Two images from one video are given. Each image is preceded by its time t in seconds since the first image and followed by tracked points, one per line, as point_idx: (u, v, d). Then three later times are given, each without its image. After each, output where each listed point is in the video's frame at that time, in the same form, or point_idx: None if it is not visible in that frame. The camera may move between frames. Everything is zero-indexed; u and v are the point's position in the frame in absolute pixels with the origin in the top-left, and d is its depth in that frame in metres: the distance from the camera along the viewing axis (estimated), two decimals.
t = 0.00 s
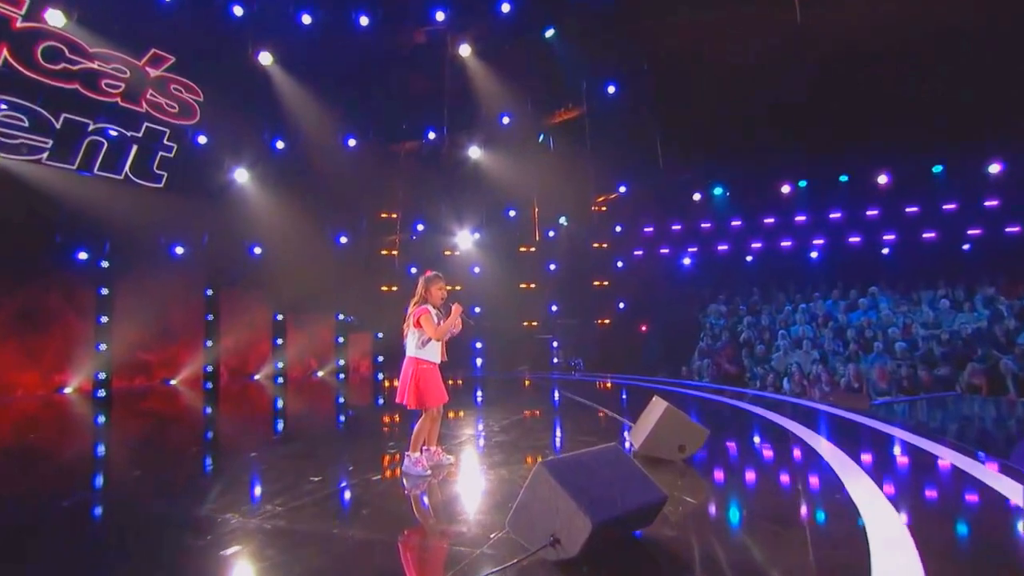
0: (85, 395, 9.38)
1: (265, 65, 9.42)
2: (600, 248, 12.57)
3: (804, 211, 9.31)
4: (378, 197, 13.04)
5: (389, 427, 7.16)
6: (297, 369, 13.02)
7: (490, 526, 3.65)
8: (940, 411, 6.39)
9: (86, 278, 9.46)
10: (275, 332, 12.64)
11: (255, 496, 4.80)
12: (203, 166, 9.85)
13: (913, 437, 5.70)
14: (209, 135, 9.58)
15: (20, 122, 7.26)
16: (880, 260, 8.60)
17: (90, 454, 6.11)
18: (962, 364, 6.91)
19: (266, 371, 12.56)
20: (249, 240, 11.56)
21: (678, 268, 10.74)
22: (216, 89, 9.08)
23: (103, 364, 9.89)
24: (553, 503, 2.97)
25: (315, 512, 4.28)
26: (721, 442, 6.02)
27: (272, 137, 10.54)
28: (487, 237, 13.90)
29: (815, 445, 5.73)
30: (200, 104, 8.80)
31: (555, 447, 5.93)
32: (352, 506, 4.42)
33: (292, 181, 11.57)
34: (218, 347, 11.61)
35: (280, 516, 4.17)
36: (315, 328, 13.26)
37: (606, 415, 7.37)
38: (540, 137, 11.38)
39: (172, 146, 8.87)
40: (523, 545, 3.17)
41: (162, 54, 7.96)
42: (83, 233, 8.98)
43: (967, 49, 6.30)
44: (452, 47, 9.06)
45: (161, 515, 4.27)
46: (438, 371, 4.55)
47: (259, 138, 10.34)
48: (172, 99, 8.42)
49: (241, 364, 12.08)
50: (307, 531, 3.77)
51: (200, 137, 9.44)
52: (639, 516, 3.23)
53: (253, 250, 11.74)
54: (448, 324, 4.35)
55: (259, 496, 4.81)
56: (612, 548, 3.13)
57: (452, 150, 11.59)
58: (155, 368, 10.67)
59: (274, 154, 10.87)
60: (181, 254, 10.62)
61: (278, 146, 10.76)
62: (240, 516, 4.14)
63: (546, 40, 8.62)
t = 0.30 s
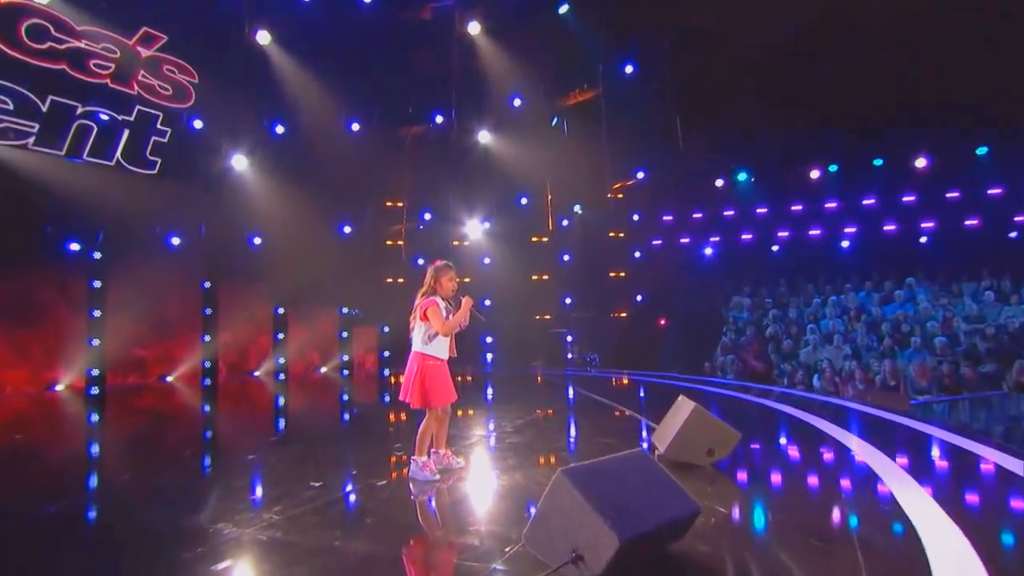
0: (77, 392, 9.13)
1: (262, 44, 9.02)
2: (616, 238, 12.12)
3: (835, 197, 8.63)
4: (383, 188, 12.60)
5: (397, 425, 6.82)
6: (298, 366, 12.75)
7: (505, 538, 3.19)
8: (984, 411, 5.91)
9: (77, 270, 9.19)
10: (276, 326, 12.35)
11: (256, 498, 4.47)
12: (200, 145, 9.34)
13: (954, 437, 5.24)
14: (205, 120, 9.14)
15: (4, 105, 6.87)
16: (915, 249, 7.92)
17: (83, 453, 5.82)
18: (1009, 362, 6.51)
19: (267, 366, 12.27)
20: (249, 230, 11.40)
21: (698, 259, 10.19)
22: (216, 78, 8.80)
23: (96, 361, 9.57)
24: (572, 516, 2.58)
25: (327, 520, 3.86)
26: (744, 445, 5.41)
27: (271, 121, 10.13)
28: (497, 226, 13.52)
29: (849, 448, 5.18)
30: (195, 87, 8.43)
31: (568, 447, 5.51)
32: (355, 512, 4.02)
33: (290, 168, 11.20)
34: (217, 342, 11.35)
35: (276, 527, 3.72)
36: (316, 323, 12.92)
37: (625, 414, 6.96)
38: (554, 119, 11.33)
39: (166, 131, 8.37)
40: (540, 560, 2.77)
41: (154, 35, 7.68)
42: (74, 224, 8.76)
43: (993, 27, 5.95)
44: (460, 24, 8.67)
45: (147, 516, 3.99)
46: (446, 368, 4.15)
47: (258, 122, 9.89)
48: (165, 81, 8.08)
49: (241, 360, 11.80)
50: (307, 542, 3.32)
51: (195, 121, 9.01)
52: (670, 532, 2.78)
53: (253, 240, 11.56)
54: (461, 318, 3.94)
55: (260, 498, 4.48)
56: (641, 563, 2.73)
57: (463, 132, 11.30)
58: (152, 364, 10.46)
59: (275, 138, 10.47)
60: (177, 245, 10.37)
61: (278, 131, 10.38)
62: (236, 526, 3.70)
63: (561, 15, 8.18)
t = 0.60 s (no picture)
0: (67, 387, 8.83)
1: (259, 19, 8.34)
2: (631, 225, 11.72)
3: (868, 181, 8.21)
4: (385, 173, 12.26)
5: (402, 424, 6.45)
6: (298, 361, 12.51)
7: (522, 553, 2.76)
8: None
9: (65, 261, 8.98)
10: (275, 319, 12.15)
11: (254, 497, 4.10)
12: (188, 136, 9.05)
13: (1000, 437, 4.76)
14: (197, 102, 8.83)
15: None
16: (956, 236, 7.44)
17: (73, 451, 5.41)
18: None
19: (265, 360, 12.07)
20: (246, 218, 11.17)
21: (720, 247, 9.81)
22: (208, 59, 8.35)
23: (86, 355, 9.37)
24: (599, 529, 2.18)
25: (331, 531, 3.22)
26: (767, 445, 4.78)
27: (267, 102, 9.73)
28: (506, 215, 13.34)
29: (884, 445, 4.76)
30: (186, 65, 7.96)
31: (584, 446, 5.18)
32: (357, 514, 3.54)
33: (289, 150, 10.82)
34: (213, 333, 11.10)
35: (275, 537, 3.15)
36: (316, 316, 12.72)
37: (644, 412, 6.52)
38: (568, 99, 10.37)
39: (156, 112, 8.07)
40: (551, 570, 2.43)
41: (143, 9, 7.12)
42: (60, 210, 8.49)
43: (994, 26, 5.82)
44: None
45: (120, 519, 3.66)
46: (459, 365, 3.77)
47: (253, 104, 9.55)
48: (156, 58, 7.61)
49: (237, 355, 11.53)
50: (307, 559, 2.77)
51: (187, 102, 8.69)
52: (707, 548, 2.35)
53: (252, 228, 11.40)
54: (476, 312, 3.55)
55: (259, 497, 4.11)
56: None
57: (471, 114, 10.79)
58: (145, 359, 10.19)
59: (272, 120, 10.11)
60: (171, 232, 10.14)
61: (275, 112, 10.00)
62: (230, 539, 3.10)
63: None
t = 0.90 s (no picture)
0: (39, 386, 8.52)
1: None
2: (640, 210, 11.18)
3: (893, 163, 7.83)
4: (381, 157, 11.92)
5: (397, 422, 6.05)
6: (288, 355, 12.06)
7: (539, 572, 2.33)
8: None
9: (39, 251, 8.59)
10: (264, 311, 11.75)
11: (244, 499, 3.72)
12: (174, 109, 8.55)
13: None
14: (177, 78, 8.32)
15: None
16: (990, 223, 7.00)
17: (49, 451, 5.05)
18: None
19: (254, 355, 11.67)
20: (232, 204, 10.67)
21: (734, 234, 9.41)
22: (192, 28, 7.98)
23: (60, 349, 8.99)
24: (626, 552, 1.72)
25: (326, 546, 2.75)
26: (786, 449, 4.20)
27: (254, 79, 9.33)
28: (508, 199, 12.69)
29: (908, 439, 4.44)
30: (166, 39, 7.88)
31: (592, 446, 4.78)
32: (350, 523, 3.14)
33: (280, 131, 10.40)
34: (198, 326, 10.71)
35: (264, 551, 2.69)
36: (305, 311, 12.13)
37: (656, 410, 6.07)
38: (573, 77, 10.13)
39: (133, 90, 7.74)
40: None
41: None
42: (33, 190, 8.05)
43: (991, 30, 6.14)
44: None
45: (82, 521, 3.35)
46: (465, 362, 3.37)
47: (239, 79, 9.12)
48: (132, 31, 7.50)
49: (223, 350, 11.16)
50: None
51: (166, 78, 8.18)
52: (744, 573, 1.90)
53: (237, 214, 10.87)
54: (480, 305, 3.13)
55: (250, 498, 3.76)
56: None
57: (469, 92, 10.27)
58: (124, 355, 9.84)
59: (258, 99, 9.65)
60: (152, 220, 9.69)
61: (262, 90, 9.54)
62: (212, 557, 2.64)
63: None
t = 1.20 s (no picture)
0: None
1: None
2: (637, 194, 11.40)
3: (909, 146, 7.53)
4: (365, 138, 11.48)
5: (377, 420, 5.66)
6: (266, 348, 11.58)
7: None
8: None
9: None
10: (239, 303, 11.19)
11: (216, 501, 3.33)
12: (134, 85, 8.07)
13: None
14: (140, 49, 7.88)
15: None
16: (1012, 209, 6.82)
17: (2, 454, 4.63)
18: None
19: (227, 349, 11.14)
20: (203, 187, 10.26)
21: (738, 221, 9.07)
22: None
23: (15, 344, 8.43)
24: None
25: (287, 560, 2.29)
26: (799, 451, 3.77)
27: (226, 53, 8.85)
28: (498, 184, 12.38)
29: (925, 436, 4.03)
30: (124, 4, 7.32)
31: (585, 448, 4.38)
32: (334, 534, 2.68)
33: (256, 110, 9.96)
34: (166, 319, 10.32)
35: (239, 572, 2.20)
36: (285, 302, 11.72)
37: (654, 407, 5.68)
38: (568, 53, 9.45)
39: (91, 62, 7.22)
40: None
41: None
42: None
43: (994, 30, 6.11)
44: None
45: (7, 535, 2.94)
46: (462, 360, 2.97)
47: (209, 52, 8.63)
48: None
49: (193, 345, 10.73)
50: None
51: (128, 52, 7.75)
52: None
53: (208, 198, 10.46)
54: (479, 296, 2.75)
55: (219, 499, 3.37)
56: None
57: (458, 70, 9.82)
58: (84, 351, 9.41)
59: (231, 74, 9.20)
60: (114, 203, 9.27)
61: (235, 65, 9.07)
62: None
63: None
